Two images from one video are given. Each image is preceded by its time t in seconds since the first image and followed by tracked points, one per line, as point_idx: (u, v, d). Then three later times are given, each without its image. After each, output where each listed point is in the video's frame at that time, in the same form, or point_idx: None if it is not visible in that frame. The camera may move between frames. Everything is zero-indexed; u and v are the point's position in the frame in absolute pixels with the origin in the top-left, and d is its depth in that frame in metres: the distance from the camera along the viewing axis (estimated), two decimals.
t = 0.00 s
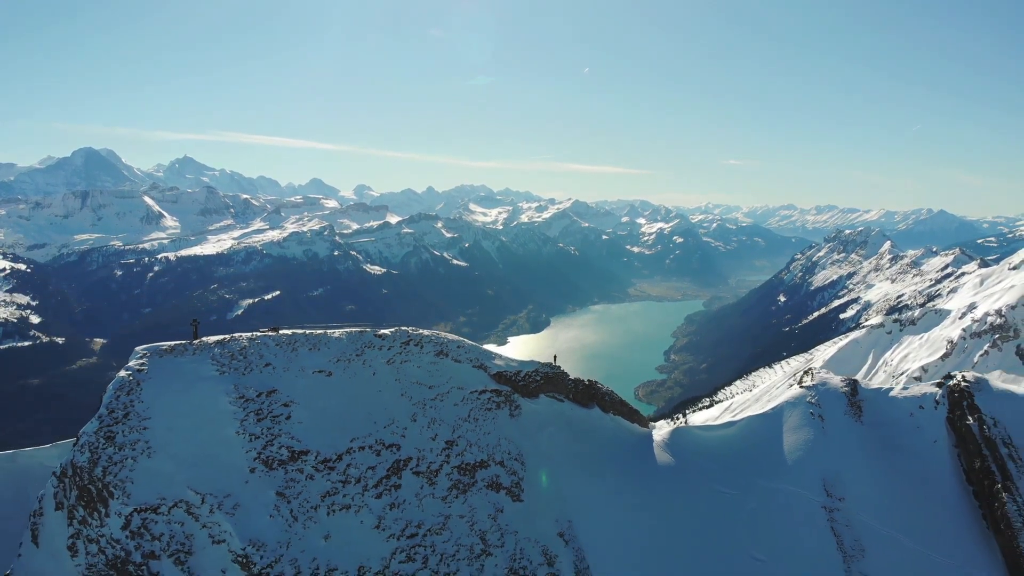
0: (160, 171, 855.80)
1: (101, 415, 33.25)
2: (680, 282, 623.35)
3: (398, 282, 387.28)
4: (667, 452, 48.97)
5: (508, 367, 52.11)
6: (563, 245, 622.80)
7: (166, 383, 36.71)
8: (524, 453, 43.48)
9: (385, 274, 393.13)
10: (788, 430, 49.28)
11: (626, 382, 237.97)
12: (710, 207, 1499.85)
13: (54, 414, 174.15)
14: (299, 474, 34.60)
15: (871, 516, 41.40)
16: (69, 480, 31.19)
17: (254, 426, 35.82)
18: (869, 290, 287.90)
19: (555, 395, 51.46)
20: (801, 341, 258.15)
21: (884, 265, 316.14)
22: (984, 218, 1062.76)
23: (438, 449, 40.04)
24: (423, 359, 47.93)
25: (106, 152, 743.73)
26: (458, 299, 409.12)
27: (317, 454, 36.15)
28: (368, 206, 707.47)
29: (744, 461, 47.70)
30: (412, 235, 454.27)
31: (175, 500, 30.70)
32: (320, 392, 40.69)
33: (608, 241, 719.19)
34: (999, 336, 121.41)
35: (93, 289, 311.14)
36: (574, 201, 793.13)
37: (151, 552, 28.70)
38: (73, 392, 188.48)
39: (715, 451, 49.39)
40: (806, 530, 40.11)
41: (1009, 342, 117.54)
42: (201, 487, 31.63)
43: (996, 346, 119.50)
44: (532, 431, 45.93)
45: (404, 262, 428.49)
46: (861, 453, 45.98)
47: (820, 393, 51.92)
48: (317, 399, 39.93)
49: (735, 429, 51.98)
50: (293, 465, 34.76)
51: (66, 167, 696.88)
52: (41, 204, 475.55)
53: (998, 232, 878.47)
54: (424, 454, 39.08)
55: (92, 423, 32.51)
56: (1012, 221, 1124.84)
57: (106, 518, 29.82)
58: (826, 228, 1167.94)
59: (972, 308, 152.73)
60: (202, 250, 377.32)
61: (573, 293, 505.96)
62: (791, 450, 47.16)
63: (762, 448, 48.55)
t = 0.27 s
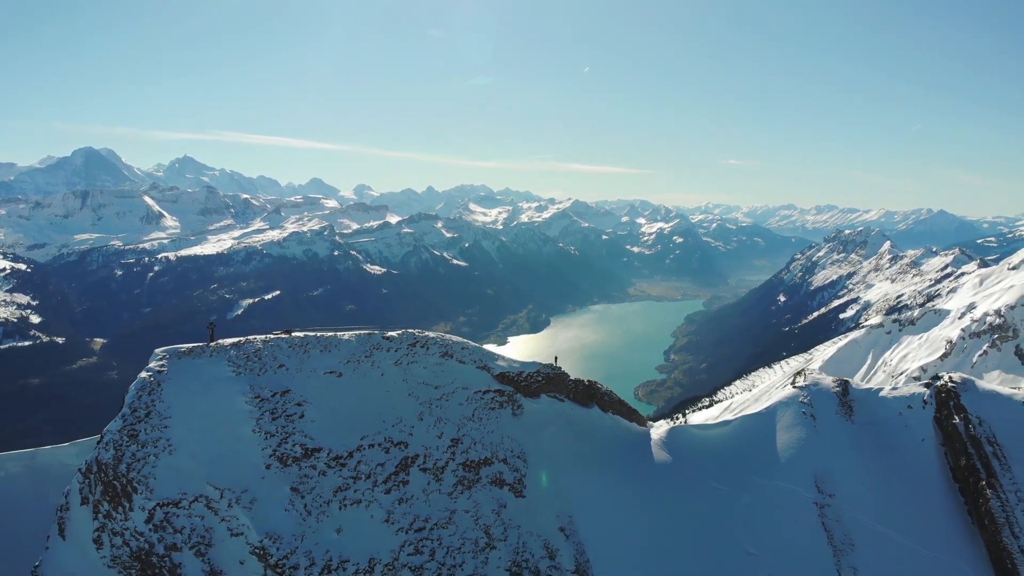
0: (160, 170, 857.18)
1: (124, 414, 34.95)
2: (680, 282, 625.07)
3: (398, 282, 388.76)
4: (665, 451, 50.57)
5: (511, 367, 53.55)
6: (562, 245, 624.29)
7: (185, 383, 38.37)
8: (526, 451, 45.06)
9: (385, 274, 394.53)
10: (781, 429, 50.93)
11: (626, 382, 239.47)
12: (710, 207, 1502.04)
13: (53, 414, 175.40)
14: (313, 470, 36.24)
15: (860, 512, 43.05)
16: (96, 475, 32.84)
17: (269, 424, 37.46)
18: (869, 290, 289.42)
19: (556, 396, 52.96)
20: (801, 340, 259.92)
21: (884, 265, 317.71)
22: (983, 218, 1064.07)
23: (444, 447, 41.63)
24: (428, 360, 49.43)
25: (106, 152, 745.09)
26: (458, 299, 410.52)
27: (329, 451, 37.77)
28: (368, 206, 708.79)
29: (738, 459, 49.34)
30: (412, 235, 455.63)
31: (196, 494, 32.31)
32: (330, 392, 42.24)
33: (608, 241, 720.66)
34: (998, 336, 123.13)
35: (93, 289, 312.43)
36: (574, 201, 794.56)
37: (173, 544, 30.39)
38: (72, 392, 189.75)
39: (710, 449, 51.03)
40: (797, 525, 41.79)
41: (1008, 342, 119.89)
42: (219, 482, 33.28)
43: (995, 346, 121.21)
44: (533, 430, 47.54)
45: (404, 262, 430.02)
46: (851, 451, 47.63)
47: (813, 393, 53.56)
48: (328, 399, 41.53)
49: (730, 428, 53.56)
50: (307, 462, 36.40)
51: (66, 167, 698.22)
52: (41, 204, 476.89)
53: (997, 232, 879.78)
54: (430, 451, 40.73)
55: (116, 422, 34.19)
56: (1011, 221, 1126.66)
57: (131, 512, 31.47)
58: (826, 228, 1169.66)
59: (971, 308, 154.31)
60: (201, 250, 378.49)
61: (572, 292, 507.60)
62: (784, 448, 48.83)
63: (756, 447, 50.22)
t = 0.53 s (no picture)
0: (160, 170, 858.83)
1: (144, 413, 36.50)
2: (680, 282, 626.41)
3: (397, 282, 390.07)
4: (662, 448, 52.17)
5: (513, 367, 54.82)
6: (562, 245, 625.82)
7: (200, 383, 39.87)
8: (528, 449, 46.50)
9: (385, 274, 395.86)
10: (775, 428, 52.41)
11: (626, 382, 240.90)
12: (709, 207, 1502.96)
13: (49, 415, 176.16)
14: (324, 467, 37.81)
15: (851, 508, 44.61)
16: (117, 472, 34.35)
17: (282, 423, 39.00)
18: (868, 289, 290.94)
19: (557, 396, 54.32)
20: (801, 340, 261.41)
21: (884, 264, 319.09)
22: (983, 218, 1065.28)
23: (449, 445, 43.16)
24: (433, 361, 50.70)
25: (106, 152, 746.44)
26: (457, 299, 411.86)
27: (339, 449, 39.33)
28: (368, 206, 709.68)
29: (734, 458, 50.76)
30: (412, 235, 456.85)
31: (213, 490, 33.79)
32: (340, 392, 43.65)
33: (608, 240, 721.85)
34: (997, 337, 124.75)
35: (93, 289, 313.78)
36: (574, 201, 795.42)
37: (192, 537, 31.99)
38: (71, 391, 190.82)
39: (706, 448, 52.49)
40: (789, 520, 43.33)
41: (1008, 342, 121.57)
42: (235, 479, 34.79)
43: (994, 347, 122.89)
44: (535, 429, 48.90)
45: (403, 262, 431.36)
46: (842, 449, 49.11)
47: (805, 393, 55.12)
48: (337, 399, 42.98)
49: (724, 427, 55.06)
50: (318, 459, 37.91)
51: (66, 166, 699.42)
52: (41, 204, 478.27)
53: (998, 232, 880.17)
54: (436, 449, 42.27)
55: (137, 421, 35.72)
56: (1011, 221, 1127.96)
57: (151, 507, 32.98)
58: (826, 228, 1170.67)
59: (970, 308, 155.81)
60: (201, 250, 379.47)
61: (572, 292, 509.09)
62: (778, 446, 50.44)
63: (751, 445, 51.71)
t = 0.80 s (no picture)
0: (159, 170, 859.61)
1: (163, 412, 38.10)
2: (679, 282, 628.25)
3: (397, 282, 391.62)
4: (660, 447, 53.71)
5: (515, 368, 56.28)
6: (562, 245, 627.59)
7: (215, 384, 41.38)
8: (530, 448, 47.97)
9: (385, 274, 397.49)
10: (770, 427, 53.97)
11: (626, 382, 242.52)
12: (709, 206, 1504.95)
13: (44, 416, 177.24)
14: (334, 464, 39.36)
15: (842, 504, 46.17)
16: (137, 469, 35.87)
17: (294, 421, 40.55)
18: (868, 289, 292.39)
19: (558, 396, 55.79)
20: (801, 340, 262.82)
21: (883, 265, 320.63)
22: (983, 218, 1067.59)
23: (454, 443, 44.75)
24: (437, 363, 52.16)
25: (106, 152, 748.04)
26: (458, 299, 413.38)
27: (349, 447, 40.85)
28: (368, 206, 711.22)
29: (730, 456, 52.28)
30: (412, 235, 458.32)
31: (229, 486, 35.34)
32: (349, 392, 45.24)
33: (607, 240, 723.78)
34: (996, 336, 125.91)
35: (93, 289, 315.16)
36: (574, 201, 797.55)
37: (209, 531, 33.44)
38: (70, 391, 192.20)
39: (702, 447, 54.10)
40: (783, 516, 44.95)
41: (1007, 342, 122.64)
42: (251, 475, 36.40)
43: (994, 346, 124.03)
44: (536, 428, 50.37)
45: (403, 262, 433.14)
46: (834, 448, 50.68)
47: (799, 394, 56.68)
48: (346, 399, 44.50)
49: (720, 426, 56.65)
50: (328, 457, 39.44)
51: (66, 167, 700.92)
52: (41, 204, 479.67)
53: (998, 232, 883.25)
54: (441, 447, 43.83)
55: (156, 420, 37.32)
56: (1011, 221, 1130.56)
57: (170, 503, 34.51)
58: (826, 228, 1173.53)
59: (970, 308, 157.10)
60: (201, 250, 381.21)
61: (572, 292, 510.70)
62: (773, 444, 51.99)
63: (746, 444, 53.26)
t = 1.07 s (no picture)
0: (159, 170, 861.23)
1: (181, 412, 39.69)
2: (679, 282, 630.37)
3: (397, 282, 393.42)
4: (657, 446, 55.38)
5: (517, 369, 57.84)
6: (562, 245, 629.68)
7: (229, 384, 43.05)
8: (532, 447, 49.62)
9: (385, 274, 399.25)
10: (764, 426, 55.72)
11: (625, 382, 244.41)
12: (708, 207, 1507.83)
13: (41, 416, 178.66)
14: (344, 461, 41.03)
15: (833, 500, 47.79)
16: (157, 466, 37.55)
17: (306, 420, 42.19)
18: (868, 290, 294.24)
19: (559, 396, 57.40)
20: (800, 340, 264.51)
21: (883, 265, 322.45)
22: (983, 218, 1070.33)
23: (458, 441, 46.33)
24: (442, 364, 53.76)
25: (106, 152, 749.76)
26: (458, 299, 415.19)
27: (358, 444, 42.53)
28: (368, 206, 712.80)
29: (725, 455, 53.94)
30: (412, 235, 459.99)
31: (245, 482, 36.98)
32: (357, 392, 46.87)
33: (607, 241, 725.96)
34: (995, 337, 127.29)
35: (93, 289, 316.69)
36: (574, 201, 799.70)
37: (227, 525, 35.13)
38: (70, 391, 193.75)
39: (698, 446, 55.80)
40: (776, 512, 46.66)
41: (1006, 343, 123.77)
42: (265, 472, 38.05)
43: (992, 347, 125.42)
44: (537, 427, 52.00)
45: (403, 262, 435.09)
46: (826, 447, 52.40)
47: (792, 394, 58.43)
48: (355, 399, 46.14)
49: (715, 425, 58.36)
50: (339, 454, 41.11)
51: (66, 167, 702.68)
52: (41, 204, 481.35)
53: (998, 232, 886.09)
54: (446, 445, 45.49)
55: (174, 418, 39.01)
56: (1010, 222, 1133.40)
57: (189, 498, 36.16)
58: (826, 228, 1176.31)
59: (969, 308, 158.67)
60: (201, 250, 382.98)
61: (571, 292, 512.56)
62: (766, 443, 53.70)
63: (741, 443, 54.95)
